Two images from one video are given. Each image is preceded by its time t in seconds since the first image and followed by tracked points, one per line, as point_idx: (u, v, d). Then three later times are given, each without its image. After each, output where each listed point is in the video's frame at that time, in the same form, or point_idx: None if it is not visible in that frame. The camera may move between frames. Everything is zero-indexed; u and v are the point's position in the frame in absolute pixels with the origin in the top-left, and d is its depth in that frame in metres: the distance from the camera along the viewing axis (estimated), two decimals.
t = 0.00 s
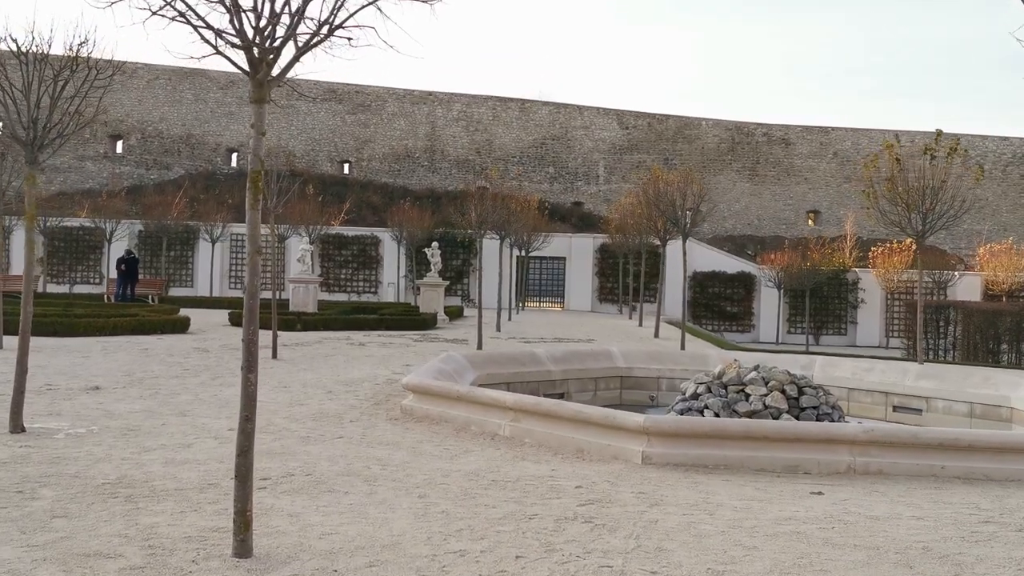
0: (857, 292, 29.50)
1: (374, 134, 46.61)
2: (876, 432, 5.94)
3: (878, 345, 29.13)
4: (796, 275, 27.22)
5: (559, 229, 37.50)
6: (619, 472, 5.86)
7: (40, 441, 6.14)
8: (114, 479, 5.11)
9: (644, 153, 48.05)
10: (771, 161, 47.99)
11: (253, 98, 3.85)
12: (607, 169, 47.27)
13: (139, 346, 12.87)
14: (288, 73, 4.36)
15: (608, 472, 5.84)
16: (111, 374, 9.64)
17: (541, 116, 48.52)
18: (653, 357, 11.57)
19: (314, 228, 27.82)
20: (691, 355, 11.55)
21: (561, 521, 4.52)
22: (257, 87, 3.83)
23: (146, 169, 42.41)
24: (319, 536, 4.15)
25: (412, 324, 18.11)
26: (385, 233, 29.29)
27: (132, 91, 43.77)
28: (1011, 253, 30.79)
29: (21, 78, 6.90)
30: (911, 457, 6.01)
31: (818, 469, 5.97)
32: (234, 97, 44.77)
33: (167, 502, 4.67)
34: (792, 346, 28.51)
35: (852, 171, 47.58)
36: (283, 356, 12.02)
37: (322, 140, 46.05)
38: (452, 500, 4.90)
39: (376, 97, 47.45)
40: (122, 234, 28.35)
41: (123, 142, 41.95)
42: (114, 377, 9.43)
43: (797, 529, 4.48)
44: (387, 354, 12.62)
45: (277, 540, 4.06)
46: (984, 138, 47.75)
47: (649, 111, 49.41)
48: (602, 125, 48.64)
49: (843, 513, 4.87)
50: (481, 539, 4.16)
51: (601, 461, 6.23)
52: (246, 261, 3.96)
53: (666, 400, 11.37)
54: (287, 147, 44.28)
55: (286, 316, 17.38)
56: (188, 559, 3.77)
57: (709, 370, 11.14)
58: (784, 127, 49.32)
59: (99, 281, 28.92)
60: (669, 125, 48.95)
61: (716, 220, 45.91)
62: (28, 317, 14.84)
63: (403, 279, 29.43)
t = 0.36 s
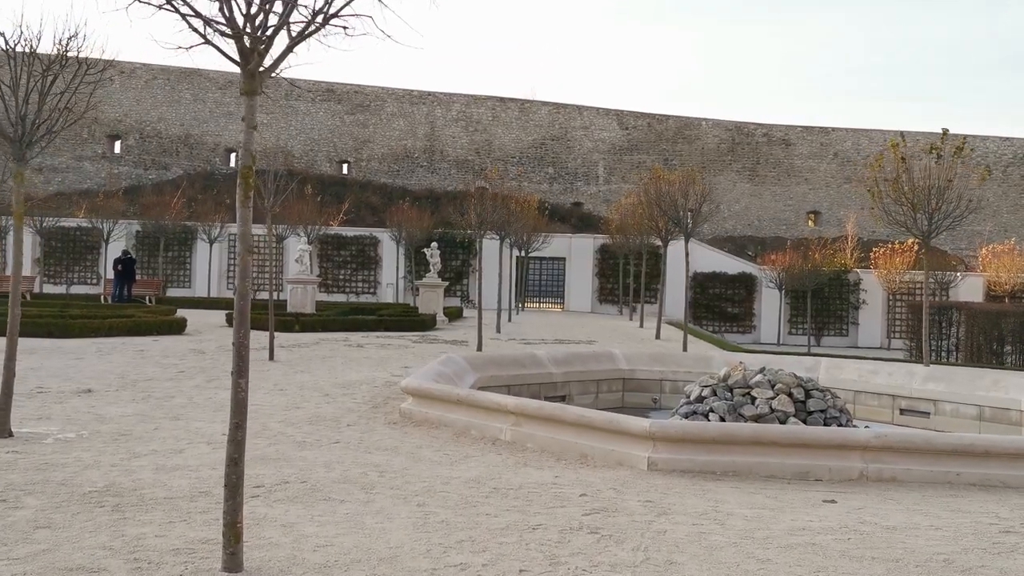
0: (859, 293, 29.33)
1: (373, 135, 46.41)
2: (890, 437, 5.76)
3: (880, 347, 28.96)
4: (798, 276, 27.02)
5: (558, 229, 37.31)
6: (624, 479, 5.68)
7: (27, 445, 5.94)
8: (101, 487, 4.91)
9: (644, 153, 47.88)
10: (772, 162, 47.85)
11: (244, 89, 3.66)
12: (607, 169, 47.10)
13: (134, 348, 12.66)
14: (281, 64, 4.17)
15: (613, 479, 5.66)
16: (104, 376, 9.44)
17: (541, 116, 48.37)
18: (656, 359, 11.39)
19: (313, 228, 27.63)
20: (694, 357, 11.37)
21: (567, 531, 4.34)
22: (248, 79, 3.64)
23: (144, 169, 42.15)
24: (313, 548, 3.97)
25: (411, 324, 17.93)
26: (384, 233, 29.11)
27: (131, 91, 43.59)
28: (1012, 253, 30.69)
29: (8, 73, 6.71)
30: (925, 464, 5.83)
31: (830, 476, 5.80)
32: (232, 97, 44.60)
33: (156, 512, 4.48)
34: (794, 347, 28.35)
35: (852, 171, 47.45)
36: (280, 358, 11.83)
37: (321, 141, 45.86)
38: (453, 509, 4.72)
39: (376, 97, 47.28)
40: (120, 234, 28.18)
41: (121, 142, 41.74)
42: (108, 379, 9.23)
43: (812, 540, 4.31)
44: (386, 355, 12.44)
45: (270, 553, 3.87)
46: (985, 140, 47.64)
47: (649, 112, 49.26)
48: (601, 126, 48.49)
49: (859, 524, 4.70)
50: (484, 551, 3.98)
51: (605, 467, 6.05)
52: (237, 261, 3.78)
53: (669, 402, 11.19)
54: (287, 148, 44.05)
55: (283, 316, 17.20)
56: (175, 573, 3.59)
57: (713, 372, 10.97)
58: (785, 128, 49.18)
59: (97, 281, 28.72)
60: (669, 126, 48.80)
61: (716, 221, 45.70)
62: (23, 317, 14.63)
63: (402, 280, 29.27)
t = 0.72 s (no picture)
0: (860, 292, 29.13)
1: (372, 133, 46.17)
2: (901, 442, 5.62)
3: (881, 346, 28.80)
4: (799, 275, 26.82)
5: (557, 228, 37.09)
6: (628, 486, 5.51)
7: (9, 449, 5.70)
8: (85, 495, 4.66)
9: (644, 152, 47.68)
10: (771, 160, 47.69)
11: (229, 80, 3.48)
12: (606, 168, 46.92)
13: (127, 348, 12.44)
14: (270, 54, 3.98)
15: (615, 487, 5.48)
16: (94, 378, 9.22)
17: (540, 114, 48.15)
18: (657, 360, 11.22)
19: (310, 226, 27.42)
20: (695, 358, 11.19)
21: (568, 543, 4.16)
22: (234, 68, 3.46)
23: (141, 168, 41.86)
24: (303, 561, 3.79)
25: (409, 324, 17.73)
26: (382, 232, 28.93)
27: (128, 89, 43.32)
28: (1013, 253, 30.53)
29: None
30: (938, 470, 5.68)
31: (839, 482, 5.65)
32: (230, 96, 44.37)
33: (140, 522, 4.26)
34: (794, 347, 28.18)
35: (852, 170, 47.33)
36: (275, 359, 11.62)
37: (319, 139, 45.59)
38: (450, 519, 4.53)
39: (374, 96, 47.03)
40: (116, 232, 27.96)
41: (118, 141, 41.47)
42: (98, 381, 9.00)
43: (825, 552, 4.13)
44: (384, 356, 12.24)
45: (256, 567, 3.68)
46: (985, 140, 47.46)
47: (648, 110, 49.03)
48: (600, 124, 48.27)
49: (871, 533, 4.52)
50: (481, 565, 3.80)
51: (608, 473, 5.90)
52: (221, 260, 3.58)
53: (671, 404, 11.03)
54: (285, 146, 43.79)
55: (280, 316, 17.00)
56: None
57: (715, 374, 10.79)
58: (784, 127, 48.96)
59: (93, 280, 28.48)
60: (669, 124, 48.56)
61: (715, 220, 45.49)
62: (15, 317, 14.41)
63: (400, 279, 29.09)
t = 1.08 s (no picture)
0: (862, 292, 28.94)
1: (372, 133, 45.99)
2: (915, 448, 5.47)
3: (883, 347, 28.62)
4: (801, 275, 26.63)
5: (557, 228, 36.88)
6: (637, 494, 5.36)
7: None
8: (76, 503, 4.44)
9: (644, 151, 47.51)
10: (772, 160, 47.56)
11: (223, 71, 3.35)
12: (606, 168, 46.75)
13: (123, 350, 12.23)
14: (267, 46, 3.84)
15: (625, 494, 5.32)
16: (89, 380, 9.02)
17: (540, 114, 47.99)
18: (661, 361, 11.06)
19: (310, 226, 27.24)
20: (700, 359, 11.03)
21: (576, 554, 4.00)
22: (227, 60, 3.33)
23: (140, 168, 41.69)
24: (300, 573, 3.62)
25: (409, 325, 17.55)
26: (382, 232, 28.77)
27: (127, 88, 43.10)
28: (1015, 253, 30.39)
29: None
30: (954, 476, 5.53)
31: (852, 489, 5.51)
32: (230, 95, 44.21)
33: (133, 532, 4.07)
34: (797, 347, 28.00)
35: (853, 170, 47.18)
36: (274, 360, 11.44)
37: (319, 139, 45.38)
38: (453, 529, 4.36)
39: (374, 96, 46.82)
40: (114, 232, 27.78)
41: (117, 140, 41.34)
42: (93, 384, 8.79)
43: (842, 564, 3.98)
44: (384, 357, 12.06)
45: None
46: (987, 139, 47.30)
47: (648, 110, 48.87)
48: (601, 124, 48.07)
49: (890, 544, 4.37)
50: None
51: (615, 481, 5.75)
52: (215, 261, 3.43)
53: (675, 406, 10.87)
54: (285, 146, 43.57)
55: (279, 316, 16.84)
56: None
57: (721, 377, 10.62)
58: (785, 127, 48.73)
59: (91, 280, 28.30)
60: (669, 124, 48.37)
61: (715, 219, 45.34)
62: (11, 317, 14.21)
63: (400, 279, 28.92)
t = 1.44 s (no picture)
0: (878, 293, 28.64)
1: (383, 133, 45.92)
2: (954, 453, 5.32)
3: (900, 348, 28.31)
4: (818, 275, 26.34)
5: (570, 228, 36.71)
6: (665, 498, 5.21)
7: (15, 452, 5.34)
8: (91, 507, 4.29)
9: (657, 151, 47.30)
10: (785, 160, 47.25)
11: (245, 60, 3.25)
12: (619, 168, 46.55)
13: (137, 350, 12.15)
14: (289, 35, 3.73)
15: (652, 499, 5.17)
16: (103, 381, 8.92)
17: (552, 114, 47.86)
18: (680, 362, 10.90)
19: (323, 226, 27.16)
20: (720, 360, 10.86)
21: (609, 564, 3.83)
22: (249, 48, 3.23)
23: (153, 168, 41.76)
24: None
25: (423, 325, 17.43)
26: (395, 232, 28.68)
27: (140, 89, 43.20)
28: None
29: None
30: (992, 482, 5.39)
31: (888, 495, 5.37)
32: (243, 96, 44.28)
33: (150, 538, 3.92)
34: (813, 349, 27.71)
35: (867, 170, 46.81)
36: (289, 360, 11.33)
37: (330, 139, 45.35)
38: (479, 537, 4.21)
39: (387, 97, 46.79)
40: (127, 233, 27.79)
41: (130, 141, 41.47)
42: (107, 384, 8.68)
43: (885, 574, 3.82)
44: (399, 358, 11.94)
45: None
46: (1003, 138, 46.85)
47: (661, 110, 48.67)
48: (613, 124, 47.89)
49: (933, 553, 4.21)
50: None
51: (641, 485, 5.61)
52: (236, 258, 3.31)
53: (695, 408, 10.70)
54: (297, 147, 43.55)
55: (292, 317, 16.76)
56: None
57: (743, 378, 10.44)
58: (799, 127, 48.43)
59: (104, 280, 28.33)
60: (681, 124, 48.16)
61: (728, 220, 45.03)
62: (25, 317, 14.14)
63: (412, 279, 28.82)
